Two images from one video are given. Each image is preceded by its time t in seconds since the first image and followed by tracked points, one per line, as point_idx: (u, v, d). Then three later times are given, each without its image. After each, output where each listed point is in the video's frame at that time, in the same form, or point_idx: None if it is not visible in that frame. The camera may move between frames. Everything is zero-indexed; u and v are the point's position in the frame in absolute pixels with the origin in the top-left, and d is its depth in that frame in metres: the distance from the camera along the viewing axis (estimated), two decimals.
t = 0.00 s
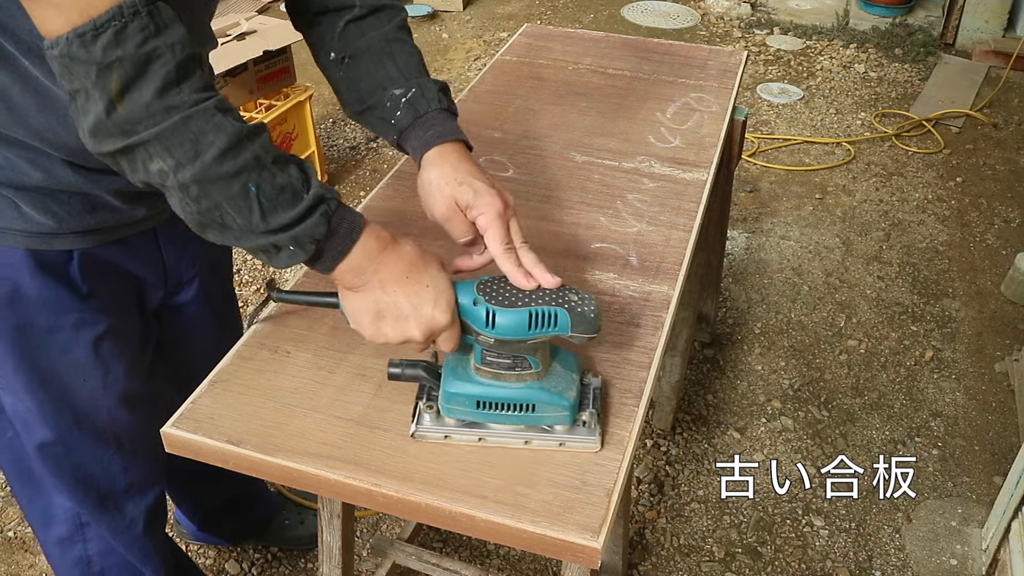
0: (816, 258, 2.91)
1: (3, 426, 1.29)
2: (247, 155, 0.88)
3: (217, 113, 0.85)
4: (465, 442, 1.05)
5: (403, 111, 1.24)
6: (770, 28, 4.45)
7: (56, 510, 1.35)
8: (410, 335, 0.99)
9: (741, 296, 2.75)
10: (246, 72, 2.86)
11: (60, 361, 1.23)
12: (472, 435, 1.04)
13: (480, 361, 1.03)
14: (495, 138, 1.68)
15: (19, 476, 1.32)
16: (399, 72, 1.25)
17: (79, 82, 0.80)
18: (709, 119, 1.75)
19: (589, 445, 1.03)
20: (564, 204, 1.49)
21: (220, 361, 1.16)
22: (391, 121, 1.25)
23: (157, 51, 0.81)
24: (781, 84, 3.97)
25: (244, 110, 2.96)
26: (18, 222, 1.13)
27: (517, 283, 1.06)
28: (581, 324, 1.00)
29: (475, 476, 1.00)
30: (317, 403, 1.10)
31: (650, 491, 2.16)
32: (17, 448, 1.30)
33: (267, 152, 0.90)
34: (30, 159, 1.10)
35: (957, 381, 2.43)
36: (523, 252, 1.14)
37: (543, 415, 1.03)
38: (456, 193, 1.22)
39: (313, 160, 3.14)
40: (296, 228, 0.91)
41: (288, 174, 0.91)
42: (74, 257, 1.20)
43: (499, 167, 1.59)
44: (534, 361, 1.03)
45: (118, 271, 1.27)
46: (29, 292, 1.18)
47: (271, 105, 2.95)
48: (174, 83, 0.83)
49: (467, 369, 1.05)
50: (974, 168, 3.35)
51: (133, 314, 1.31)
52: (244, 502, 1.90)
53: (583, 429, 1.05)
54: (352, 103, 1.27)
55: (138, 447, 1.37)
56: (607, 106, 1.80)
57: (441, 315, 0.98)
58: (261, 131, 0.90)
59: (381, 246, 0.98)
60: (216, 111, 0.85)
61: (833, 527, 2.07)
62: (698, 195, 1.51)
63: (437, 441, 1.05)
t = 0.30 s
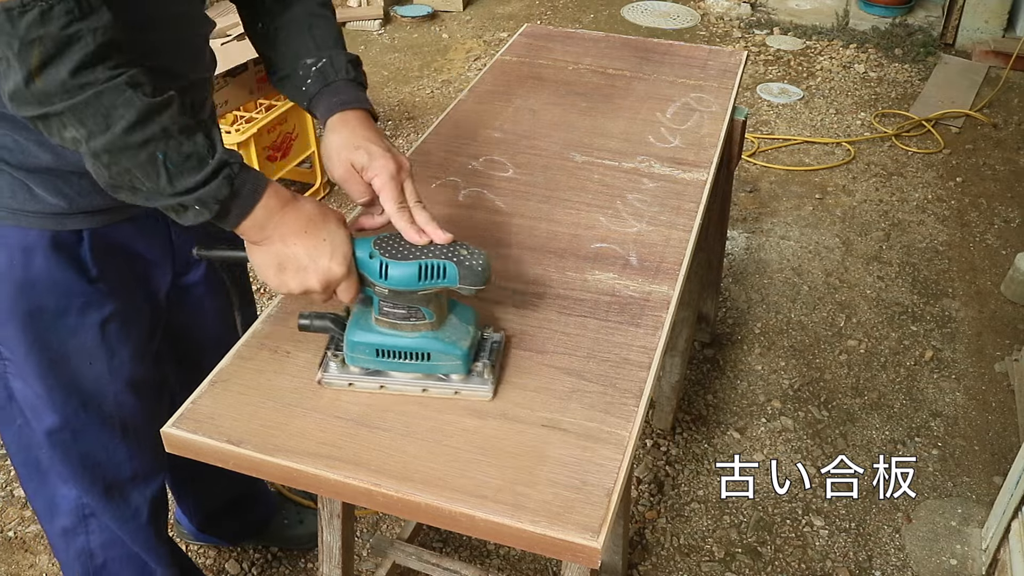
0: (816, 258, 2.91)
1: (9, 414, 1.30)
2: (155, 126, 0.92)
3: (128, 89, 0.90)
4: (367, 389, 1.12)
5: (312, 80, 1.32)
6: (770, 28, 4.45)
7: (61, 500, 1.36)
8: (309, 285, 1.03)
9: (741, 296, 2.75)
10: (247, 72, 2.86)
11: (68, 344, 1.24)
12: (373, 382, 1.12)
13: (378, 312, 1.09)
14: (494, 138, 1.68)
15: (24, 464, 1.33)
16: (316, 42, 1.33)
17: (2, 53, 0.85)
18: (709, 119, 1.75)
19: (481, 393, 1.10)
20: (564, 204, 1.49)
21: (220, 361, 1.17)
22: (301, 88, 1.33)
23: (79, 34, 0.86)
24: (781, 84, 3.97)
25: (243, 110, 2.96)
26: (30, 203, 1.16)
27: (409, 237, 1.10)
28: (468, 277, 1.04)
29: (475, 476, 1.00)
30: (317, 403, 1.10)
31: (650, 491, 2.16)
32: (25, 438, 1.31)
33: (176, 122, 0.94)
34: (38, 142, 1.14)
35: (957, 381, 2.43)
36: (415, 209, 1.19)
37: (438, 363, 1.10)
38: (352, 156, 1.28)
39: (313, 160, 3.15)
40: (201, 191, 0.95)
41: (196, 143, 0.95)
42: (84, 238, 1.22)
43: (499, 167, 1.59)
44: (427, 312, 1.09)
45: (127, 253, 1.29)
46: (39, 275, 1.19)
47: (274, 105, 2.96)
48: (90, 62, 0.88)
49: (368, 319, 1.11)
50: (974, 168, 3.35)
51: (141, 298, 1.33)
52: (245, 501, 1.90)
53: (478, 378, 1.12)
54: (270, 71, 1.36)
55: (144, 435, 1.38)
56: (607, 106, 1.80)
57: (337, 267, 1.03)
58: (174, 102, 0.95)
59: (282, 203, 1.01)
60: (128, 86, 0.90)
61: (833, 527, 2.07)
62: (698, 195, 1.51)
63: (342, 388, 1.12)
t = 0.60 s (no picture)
0: (816, 258, 2.91)
1: (20, 396, 1.30)
2: (69, 99, 0.98)
3: (44, 64, 0.96)
4: (268, 354, 1.17)
5: (238, 52, 1.36)
6: (770, 28, 4.45)
7: (66, 485, 1.37)
8: (208, 251, 1.09)
9: (741, 296, 2.75)
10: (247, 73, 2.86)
11: (76, 327, 1.25)
12: (274, 348, 1.17)
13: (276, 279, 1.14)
14: (494, 138, 1.68)
15: (31, 445, 1.35)
16: (247, 21, 1.39)
17: None
18: (709, 119, 1.75)
19: (373, 362, 1.15)
20: (564, 204, 1.49)
21: (220, 361, 1.16)
22: (228, 61, 1.37)
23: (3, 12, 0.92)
24: (781, 84, 3.97)
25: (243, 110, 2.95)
26: (35, 184, 1.15)
27: (301, 210, 1.13)
28: (355, 249, 1.07)
29: (475, 475, 1.00)
30: (316, 402, 1.10)
31: (650, 491, 2.16)
32: (34, 420, 1.32)
33: (90, 96, 1.00)
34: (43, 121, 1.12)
35: (957, 381, 2.43)
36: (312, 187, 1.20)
37: (331, 332, 1.14)
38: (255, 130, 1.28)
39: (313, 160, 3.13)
40: (110, 158, 1.02)
41: (108, 115, 1.01)
42: (92, 220, 1.21)
43: (498, 167, 1.59)
44: (320, 282, 1.12)
45: (134, 235, 1.29)
46: (47, 256, 1.19)
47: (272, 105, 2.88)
48: (11, 37, 0.94)
49: (268, 287, 1.16)
50: (974, 168, 3.35)
51: (147, 280, 1.33)
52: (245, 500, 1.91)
53: (371, 348, 1.16)
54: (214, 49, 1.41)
55: (151, 417, 1.39)
56: (606, 106, 1.80)
57: (233, 234, 1.08)
58: (89, 77, 1.01)
59: (186, 173, 1.07)
60: (44, 61, 0.96)
61: (833, 527, 2.07)
62: (698, 195, 1.51)
63: (246, 352, 1.18)
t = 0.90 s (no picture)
0: (816, 258, 2.90)
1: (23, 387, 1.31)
2: (94, 96, 0.97)
3: (69, 60, 0.94)
4: (292, 354, 1.17)
5: (251, 59, 1.37)
6: (770, 28, 4.44)
7: (67, 478, 1.38)
8: (235, 249, 1.08)
9: (741, 296, 2.75)
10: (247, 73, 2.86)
11: (79, 320, 1.24)
12: (298, 348, 1.17)
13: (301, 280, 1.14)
14: (495, 138, 1.68)
15: (34, 437, 1.35)
16: (259, 22, 1.39)
17: None
18: (709, 119, 1.75)
19: (396, 367, 1.14)
20: (564, 204, 1.49)
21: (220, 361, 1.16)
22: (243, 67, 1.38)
23: (28, 9, 0.90)
24: (781, 84, 3.97)
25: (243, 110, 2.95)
26: (37, 176, 1.15)
27: (325, 211, 1.12)
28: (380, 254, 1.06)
29: (475, 475, 1.00)
30: (317, 402, 1.10)
31: (650, 492, 2.16)
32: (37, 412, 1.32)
33: (114, 92, 0.98)
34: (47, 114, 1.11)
35: (957, 381, 2.43)
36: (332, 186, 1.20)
37: (355, 334, 1.14)
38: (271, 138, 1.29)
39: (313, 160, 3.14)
40: (135, 155, 1.00)
41: (132, 112, 1.00)
42: (94, 212, 1.21)
43: (498, 167, 1.59)
44: (344, 284, 1.12)
45: (135, 228, 1.29)
46: (49, 249, 1.19)
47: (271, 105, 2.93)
48: (36, 34, 0.92)
49: (295, 287, 1.16)
50: (974, 168, 3.35)
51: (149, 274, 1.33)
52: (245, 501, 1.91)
53: (395, 352, 1.15)
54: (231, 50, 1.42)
55: (153, 412, 1.39)
56: (607, 106, 1.80)
57: (259, 233, 1.07)
58: (115, 73, 0.99)
59: (213, 171, 1.06)
60: (69, 58, 0.94)
61: (833, 527, 2.07)
62: (698, 195, 1.50)
63: (269, 351, 1.18)
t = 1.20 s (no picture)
0: (817, 258, 2.90)
1: (26, 395, 1.30)
2: (198, 107, 0.93)
3: (172, 70, 0.91)
4: (396, 376, 1.14)
5: (341, 79, 1.31)
6: (770, 28, 4.44)
7: (69, 485, 1.37)
8: (342, 268, 1.06)
9: (741, 296, 2.74)
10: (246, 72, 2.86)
11: (84, 328, 1.24)
12: (402, 370, 1.14)
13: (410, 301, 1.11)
14: (495, 138, 1.67)
15: (36, 444, 1.35)
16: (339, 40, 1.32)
17: (49, 32, 0.85)
18: (709, 119, 1.75)
19: (505, 394, 1.10)
20: (564, 204, 1.49)
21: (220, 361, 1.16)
22: (331, 87, 1.32)
23: (122, 14, 0.88)
24: (781, 84, 3.96)
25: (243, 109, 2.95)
26: (45, 185, 1.14)
27: (438, 230, 1.10)
28: (496, 276, 1.04)
29: (476, 476, 0.99)
30: (318, 402, 1.10)
31: (650, 492, 2.15)
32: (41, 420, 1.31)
33: (217, 104, 0.94)
34: (59, 122, 1.10)
35: (957, 381, 2.43)
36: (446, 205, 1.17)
37: (464, 358, 1.11)
38: (380, 154, 1.27)
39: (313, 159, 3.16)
40: (242, 171, 0.96)
41: (236, 125, 0.96)
42: (101, 221, 1.21)
43: (499, 167, 1.58)
44: (456, 306, 1.09)
45: (142, 237, 1.28)
46: (56, 257, 1.18)
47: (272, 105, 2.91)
48: (134, 43, 0.89)
49: (401, 309, 1.13)
50: (975, 168, 3.34)
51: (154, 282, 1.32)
52: (245, 502, 1.91)
53: (504, 378, 1.12)
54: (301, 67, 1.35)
55: (157, 420, 1.39)
56: (608, 106, 1.79)
57: (369, 252, 1.05)
58: (215, 85, 0.95)
59: (319, 187, 1.04)
60: (171, 67, 0.91)
61: (834, 527, 2.07)
62: (698, 195, 1.50)
63: (372, 372, 1.15)
